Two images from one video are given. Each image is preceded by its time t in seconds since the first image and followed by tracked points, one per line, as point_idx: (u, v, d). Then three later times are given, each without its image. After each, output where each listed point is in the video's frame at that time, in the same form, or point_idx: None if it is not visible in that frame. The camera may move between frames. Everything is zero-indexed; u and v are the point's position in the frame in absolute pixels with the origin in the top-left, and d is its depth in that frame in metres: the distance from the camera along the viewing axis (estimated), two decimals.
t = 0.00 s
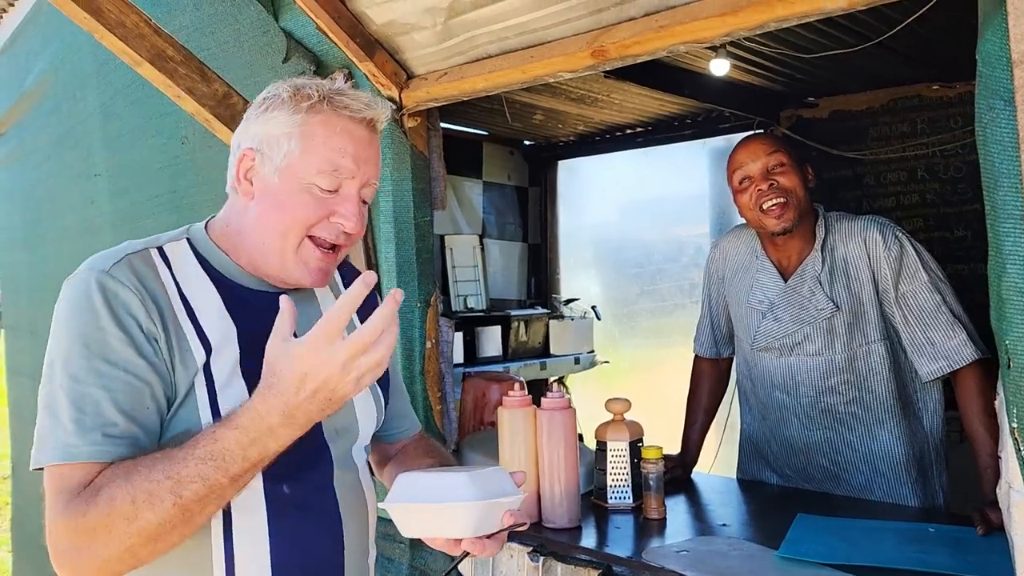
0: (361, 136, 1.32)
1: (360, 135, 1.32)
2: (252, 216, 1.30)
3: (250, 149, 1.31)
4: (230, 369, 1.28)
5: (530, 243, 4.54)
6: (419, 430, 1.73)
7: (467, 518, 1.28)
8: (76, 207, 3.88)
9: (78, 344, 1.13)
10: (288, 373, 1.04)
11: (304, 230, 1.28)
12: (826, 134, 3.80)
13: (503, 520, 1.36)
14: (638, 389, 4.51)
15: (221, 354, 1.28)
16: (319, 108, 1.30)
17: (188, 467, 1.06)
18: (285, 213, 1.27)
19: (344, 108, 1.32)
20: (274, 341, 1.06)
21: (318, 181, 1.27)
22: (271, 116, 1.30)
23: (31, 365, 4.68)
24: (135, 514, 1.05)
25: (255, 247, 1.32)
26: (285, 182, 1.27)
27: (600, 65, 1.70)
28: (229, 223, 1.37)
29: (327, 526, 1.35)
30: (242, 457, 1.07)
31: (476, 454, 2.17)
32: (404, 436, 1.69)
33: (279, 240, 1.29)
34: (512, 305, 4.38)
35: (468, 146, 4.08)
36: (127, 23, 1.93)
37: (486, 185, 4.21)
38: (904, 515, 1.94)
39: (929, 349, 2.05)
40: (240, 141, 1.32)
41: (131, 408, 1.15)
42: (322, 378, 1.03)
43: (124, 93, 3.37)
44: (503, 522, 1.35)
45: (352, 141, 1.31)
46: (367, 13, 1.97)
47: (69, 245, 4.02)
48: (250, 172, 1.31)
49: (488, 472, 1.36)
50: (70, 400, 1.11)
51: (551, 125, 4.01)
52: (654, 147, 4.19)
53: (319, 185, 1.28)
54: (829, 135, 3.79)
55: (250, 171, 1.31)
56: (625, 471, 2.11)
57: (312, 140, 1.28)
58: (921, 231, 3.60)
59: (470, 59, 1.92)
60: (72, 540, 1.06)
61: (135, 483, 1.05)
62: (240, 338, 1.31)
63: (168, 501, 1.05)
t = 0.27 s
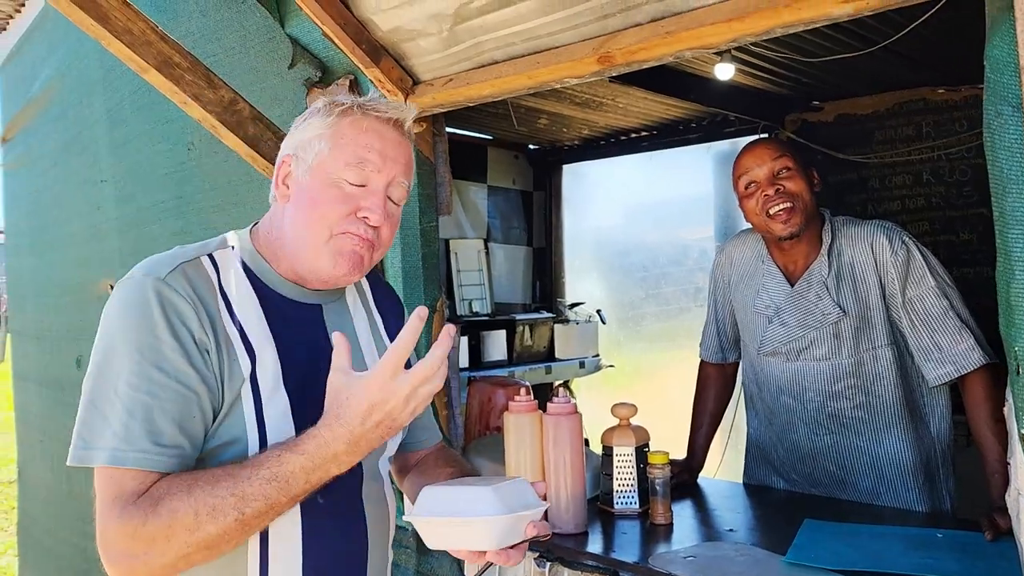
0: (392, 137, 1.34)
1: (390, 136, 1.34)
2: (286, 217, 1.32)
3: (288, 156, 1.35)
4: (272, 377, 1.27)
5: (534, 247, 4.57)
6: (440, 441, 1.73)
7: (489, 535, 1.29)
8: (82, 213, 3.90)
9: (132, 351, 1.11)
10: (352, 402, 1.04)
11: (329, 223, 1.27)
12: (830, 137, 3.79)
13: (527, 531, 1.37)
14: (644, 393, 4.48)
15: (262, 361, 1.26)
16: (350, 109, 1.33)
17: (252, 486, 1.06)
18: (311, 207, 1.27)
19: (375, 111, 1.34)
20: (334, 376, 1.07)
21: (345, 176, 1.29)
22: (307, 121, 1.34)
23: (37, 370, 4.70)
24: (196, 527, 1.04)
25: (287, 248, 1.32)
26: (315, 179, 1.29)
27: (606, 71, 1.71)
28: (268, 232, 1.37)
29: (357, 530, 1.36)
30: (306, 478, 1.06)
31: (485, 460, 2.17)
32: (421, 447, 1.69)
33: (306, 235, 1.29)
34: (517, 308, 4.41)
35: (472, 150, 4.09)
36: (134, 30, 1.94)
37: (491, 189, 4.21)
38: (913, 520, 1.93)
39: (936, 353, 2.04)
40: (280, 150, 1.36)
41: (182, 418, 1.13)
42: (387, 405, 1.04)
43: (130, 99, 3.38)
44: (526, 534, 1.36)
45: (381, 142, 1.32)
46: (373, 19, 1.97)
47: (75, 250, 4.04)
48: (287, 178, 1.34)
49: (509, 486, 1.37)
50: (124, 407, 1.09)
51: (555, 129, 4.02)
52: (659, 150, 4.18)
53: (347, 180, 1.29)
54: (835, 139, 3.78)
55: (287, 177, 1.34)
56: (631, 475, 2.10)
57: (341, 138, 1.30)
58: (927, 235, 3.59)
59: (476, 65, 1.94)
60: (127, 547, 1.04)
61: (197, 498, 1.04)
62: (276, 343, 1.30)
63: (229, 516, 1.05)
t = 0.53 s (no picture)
0: (396, 142, 1.41)
1: (395, 141, 1.41)
2: (297, 219, 1.40)
3: (304, 163, 1.44)
4: (294, 372, 1.31)
5: (538, 249, 4.58)
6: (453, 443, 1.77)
7: (492, 535, 1.30)
8: (88, 216, 3.92)
9: (160, 345, 1.16)
10: (388, 420, 1.08)
11: (333, 221, 1.35)
12: (834, 140, 3.78)
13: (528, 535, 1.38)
14: (649, 396, 4.48)
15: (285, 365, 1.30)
16: (358, 117, 1.41)
17: (285, 491, 1.10)
18: (319, 207, 1.36)
19: (383, 119, 1.43)
20: (374, 393, 1.11)
21: (349, 178, 1.37)
22: (320, 129, 1.43)
23: (43, 373, 4.71)
24: (228, 524, 1.07)
25: (297, 247, 1.40)
26: (323, 181, 1.37)
27: (612, 75, 1.72)
28: (284, 234, 1.46)
29: (375, 526, 1.41)
30: (338, 489, 1.11)
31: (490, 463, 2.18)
32: (437, 447, 1.72)
33: (312, 233, 1.36)
34: (521, 311, 4.42)
35: (476, 153, 4.09)
36: (141, 35, 1.95)
37: (495, 192, 4.23)
38: (918, 524, 1.93)
39: (940, 357, 2.04)
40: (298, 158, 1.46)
41: (209, 410, 1.18)
42: (417, 424, 1.07)
43: (136, 103, 3.40)
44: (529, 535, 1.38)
45: (386, 147, 1.40)
46: (379, 24, 1.98)
47: (80, 254, 4.05)
48: (302, 183, 1.44)
49: (511, 489, 1.38)
50: (152, 399, 1.13)
51: (558, 132, 4.03)
52: (663, 153, 4.20)
53: (352, 182, 1.37)
54: (839, 142, 3.76)
55: (303, 182, 1.44)
56: (636, 479, 2.11)
57: (348, 144, 1.38)
58: (930, 238, 3.59)
59: (483, 69, 1.95)
60: (160, 537, 1.08)
61: (231, 494, 1.08)
62: (297, 347, 1.33)
63: (261, 514, 1.09)
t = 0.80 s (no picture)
0: (383, 129, 1.43)
1: (382, 130, 1.43)
2: (296, 215, 1.44)
3: (300, 163, 1.48)
4: (306, 370, 1.32)
5: (540, 251, 4.59)
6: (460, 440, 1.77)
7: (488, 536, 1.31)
8: (92, 219, 3.93)
9: (171, 338, 1.16)
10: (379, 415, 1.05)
11: (325, 211, 1.37)
12: (838, 141, 3.77)
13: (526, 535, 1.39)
14: (651, 398, 4.48)
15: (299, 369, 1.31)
16: (345, 111, 1.44)
17: (264, 470, 1.06)
18: (311, 199, 1.39)
19: (370, 110, 1.45)
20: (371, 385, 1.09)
21: (338, 168, 1.39)
22: (312, 129, 1.48)
23: (48, 375, 4.72)
24: (206, 497, 1.03)
25: (298, 243, 1.43)
26: (315, 175, 1.41)
27: (616, 78, 1.73)
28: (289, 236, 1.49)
29: (390, 526, 1.43)
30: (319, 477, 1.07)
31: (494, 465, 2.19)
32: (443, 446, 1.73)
33: (307, 226, 1.39)
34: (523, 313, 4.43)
35: (479, 155, 4.10)
36: (147, 38, 1.95)
37: (498, 194, 4.23)
38: (921, 526, 1.93)
39: (943, 359, 2.04)
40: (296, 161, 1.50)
41: (211, 405, 1.16)
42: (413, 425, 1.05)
43: (140, 106, 3.41)
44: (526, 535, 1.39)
45: (373, 136, 1.42)
46: (384, 27, 1.98)
47: (84, 256, 4.06)
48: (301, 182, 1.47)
49: (509, 490, 1.38)
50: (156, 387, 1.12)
51: (561, 134, 4.03)
52: (666, 156, 4.21)
53: (341, 172, 1.39)
54: (842, 144, 3.76)
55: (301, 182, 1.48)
56: (640, 480, 2.11)
57: (336, 136, 1.42)
58: (933, 240, 3.59)
59: (487, 72, 1.96)
60: (130, 508, 1.02)
61: (210, 470, 1.05)
62: (312, 352, 1.34)
63: (238, 493, 1.04)
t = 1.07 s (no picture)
0: (378, 129, 1.42)
1: (376, 129, 1.42)
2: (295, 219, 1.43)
3: (297, 167, 1.48)
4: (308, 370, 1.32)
5: (541, 252, 4.62)
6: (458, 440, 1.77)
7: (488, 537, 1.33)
8: (94, 220, 3.94)
9: (176, 346, 1.17)
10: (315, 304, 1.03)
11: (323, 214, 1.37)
12: (838, 144, 3.78)
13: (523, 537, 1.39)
14: (652, 399, 4.48)
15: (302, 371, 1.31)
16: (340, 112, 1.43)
17: (245, 416, 1.05)
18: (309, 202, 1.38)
19: (363, 110, 1.44)
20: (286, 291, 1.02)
21: (334, 171, 1.39)
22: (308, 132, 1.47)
23: (49, 375, 4.73)
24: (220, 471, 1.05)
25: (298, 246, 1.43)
26: (311, 178, 1.40)
27: (618, 80, 1.73)
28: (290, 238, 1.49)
29: (393, 527, 1.43)
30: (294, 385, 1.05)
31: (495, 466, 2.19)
32: (444, 446, 1.74)
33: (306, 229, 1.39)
34: (524, 314, 4.44)
35: (480, 157, 4.11)
36: (150, 40, 1.96)
37: (498, 196, 4.24)
38: (922, 527, 1.93)
39: (943, 361, 2.04)
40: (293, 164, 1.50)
41: (229, 404, 1.17)
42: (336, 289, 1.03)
43: (142, 107, 3.42)
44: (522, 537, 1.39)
45: (368, 136, 1.41)
46: (386, 29, 1.99)
47: (86, 258, 4.07)
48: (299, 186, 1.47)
49: (509, 493, 1.39)
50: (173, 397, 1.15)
51: (562, 136, 4.04)
52: (666, 158, 4.21)
53: (337, 174, 1.39)
54: (843, 146, 3.77)
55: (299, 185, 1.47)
56: (641, 481, 2.11)
57: (330, 138, 1.41)
58: (933, 242, 3.59)
59: (488, 74, 1.96)
60: (180, 515, 1.08)
61: (211, 443, 1.06)
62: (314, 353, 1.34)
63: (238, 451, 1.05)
